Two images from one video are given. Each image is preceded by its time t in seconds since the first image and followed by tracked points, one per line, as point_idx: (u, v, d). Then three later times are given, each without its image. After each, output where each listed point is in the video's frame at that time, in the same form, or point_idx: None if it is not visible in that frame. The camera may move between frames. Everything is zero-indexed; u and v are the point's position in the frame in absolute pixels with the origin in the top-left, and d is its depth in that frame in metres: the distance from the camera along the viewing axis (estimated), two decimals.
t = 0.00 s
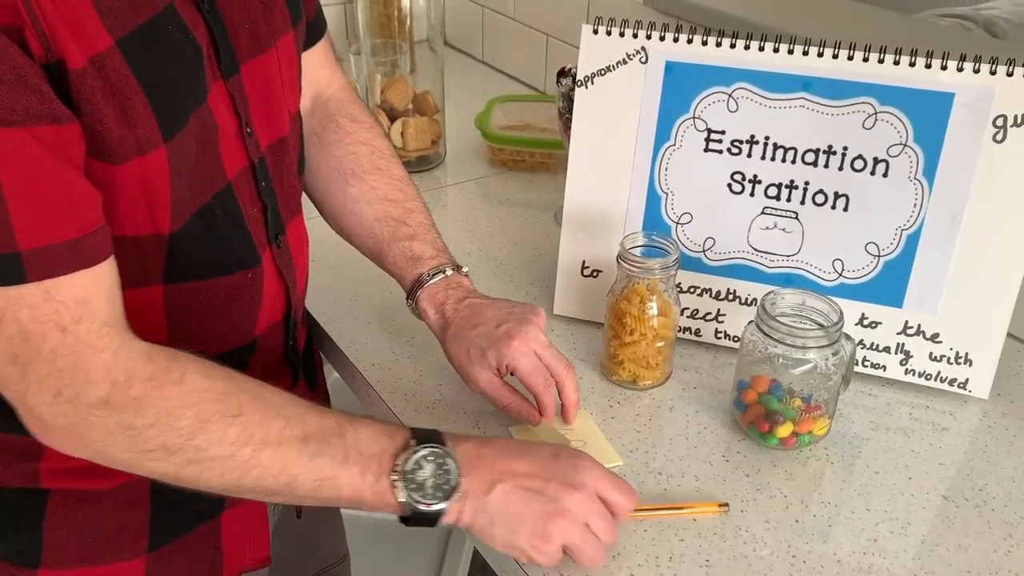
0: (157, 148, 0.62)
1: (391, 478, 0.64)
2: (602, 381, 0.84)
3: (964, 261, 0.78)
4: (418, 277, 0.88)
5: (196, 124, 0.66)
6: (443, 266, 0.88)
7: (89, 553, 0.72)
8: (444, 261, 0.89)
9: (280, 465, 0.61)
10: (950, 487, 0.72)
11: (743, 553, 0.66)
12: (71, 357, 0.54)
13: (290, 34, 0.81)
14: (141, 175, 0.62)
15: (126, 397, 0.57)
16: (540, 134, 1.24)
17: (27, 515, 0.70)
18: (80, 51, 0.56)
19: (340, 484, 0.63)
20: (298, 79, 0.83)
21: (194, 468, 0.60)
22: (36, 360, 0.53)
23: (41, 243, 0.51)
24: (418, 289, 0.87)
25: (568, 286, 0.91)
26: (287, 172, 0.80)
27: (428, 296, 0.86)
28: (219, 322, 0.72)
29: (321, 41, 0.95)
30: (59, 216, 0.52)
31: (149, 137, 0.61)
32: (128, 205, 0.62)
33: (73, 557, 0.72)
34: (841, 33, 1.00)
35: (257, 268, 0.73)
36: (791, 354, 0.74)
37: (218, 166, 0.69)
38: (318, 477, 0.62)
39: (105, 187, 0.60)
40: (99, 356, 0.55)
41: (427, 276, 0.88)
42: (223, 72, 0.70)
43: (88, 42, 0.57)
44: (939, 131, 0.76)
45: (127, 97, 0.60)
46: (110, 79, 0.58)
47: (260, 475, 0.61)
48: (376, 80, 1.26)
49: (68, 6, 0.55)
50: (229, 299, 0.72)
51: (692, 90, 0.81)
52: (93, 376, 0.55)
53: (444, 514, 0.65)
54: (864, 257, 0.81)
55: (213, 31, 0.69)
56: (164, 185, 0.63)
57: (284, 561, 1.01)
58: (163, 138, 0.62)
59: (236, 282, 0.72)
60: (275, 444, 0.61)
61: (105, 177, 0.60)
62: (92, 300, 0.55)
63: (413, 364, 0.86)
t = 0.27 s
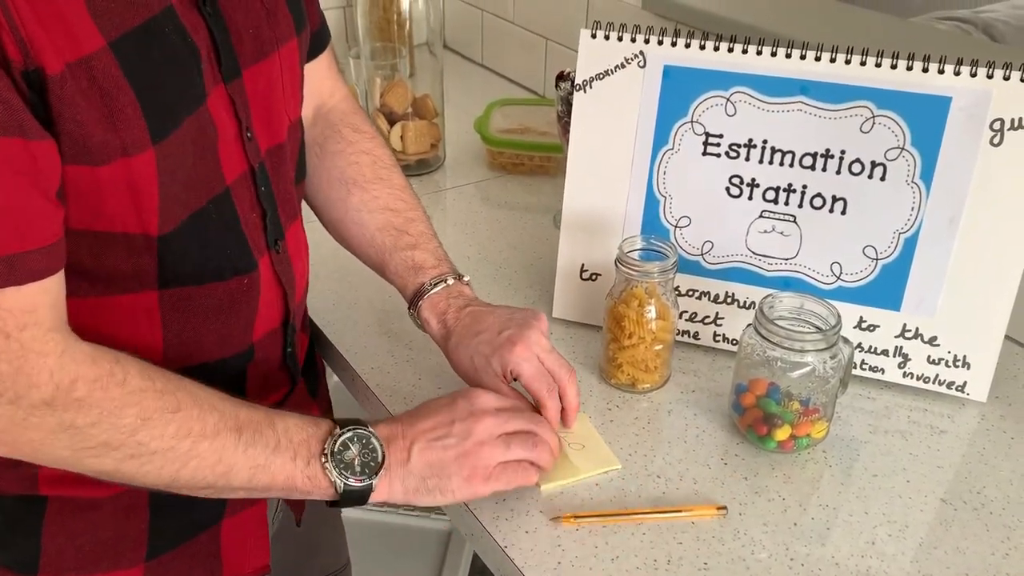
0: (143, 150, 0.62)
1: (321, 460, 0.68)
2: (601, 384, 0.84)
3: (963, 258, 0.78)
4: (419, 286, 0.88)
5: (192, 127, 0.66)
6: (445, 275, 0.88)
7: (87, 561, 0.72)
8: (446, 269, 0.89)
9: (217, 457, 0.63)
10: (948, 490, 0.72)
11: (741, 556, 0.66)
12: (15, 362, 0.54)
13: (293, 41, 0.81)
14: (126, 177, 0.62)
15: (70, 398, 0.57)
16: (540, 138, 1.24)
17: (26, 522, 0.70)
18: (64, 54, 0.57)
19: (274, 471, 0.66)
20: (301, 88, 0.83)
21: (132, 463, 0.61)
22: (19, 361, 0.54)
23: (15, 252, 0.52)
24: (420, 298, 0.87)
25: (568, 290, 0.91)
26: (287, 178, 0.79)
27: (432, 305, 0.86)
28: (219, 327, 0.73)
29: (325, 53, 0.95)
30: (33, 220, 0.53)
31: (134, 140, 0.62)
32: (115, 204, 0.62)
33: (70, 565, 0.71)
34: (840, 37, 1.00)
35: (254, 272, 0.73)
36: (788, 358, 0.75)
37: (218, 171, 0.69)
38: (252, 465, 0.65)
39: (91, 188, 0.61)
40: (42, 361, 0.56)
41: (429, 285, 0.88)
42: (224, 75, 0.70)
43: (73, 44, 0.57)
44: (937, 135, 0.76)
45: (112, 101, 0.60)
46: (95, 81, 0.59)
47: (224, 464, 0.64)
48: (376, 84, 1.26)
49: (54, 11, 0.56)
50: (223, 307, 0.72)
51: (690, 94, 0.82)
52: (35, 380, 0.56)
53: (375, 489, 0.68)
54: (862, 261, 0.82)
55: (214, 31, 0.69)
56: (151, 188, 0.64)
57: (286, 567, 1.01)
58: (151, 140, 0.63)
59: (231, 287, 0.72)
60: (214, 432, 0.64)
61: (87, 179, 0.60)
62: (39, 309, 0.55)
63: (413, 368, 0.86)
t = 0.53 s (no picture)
0: (139, 151, 0.62)
1: (320, 460, 0.69)
2: (601, 388, 0.84)
3: (962, 261, 0.78)
4: (428, 286, 0.88)
5: (192, 129, 0.67)
6: (452, 276, 0.89)
7: (90, 563, 0.72)
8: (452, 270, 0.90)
9: (227, 453, 0.64)
10: (947, 494, 0.72)
11: (740, 559, 0.66)
12: (35, 356, 0.54)
13: (295, 45, 0.81)
14: (126, 177, 0.62)
15: (87, 395, 0.58)
16: (540, 141, 1.25)
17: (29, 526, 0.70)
18: (60, 52, 0.57)
19: (279, 469, 0.66)
20: (303, 91, 0.83)
21: (149, 461, 0.61)
22: (39, 355, 0.55)
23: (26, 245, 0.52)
24: (428, 299, 0.87)
25: (568, 293, 0.91)
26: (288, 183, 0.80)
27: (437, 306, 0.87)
28: (219, 330, 0.73)
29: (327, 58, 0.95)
30: (37, 216, 0.53)
31: (131, 140, 0.62)
32: (115, 205, 0.62)
33: (73, 566, 0.72)
34: (840, 41, 1.00)
35: (254, 275, 0.74)
36: (787, 362, 0.75)
37: (218, 174, 0.70)
38: (259, 462, 0.65)
39: (90, 188, 0.61)
40: (60, 356, 0.56)
41: (437, 285, 0.88)
42: (225, 79, 0.70)
43: (69, 42, 0.57)
44: (935, 140, 0.77)
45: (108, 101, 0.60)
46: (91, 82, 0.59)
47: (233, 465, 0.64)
48: (377, 88, 1.28)
49: (52, 9, 0.56)
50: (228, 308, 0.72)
51: (690, 98, 0.82)
52: (55, 374, 0.56)
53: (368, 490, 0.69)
54: (861, 265, 0.82)
55: (214, 33, 0.69)
56: (151, 188, 0.64)
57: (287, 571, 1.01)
58: (147, 141, 0.63)
59: (231, 289, 0.72)
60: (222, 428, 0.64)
61: (88, 181, 0.60)
62: (52, 305, 0.55)
63: (413, 372, 0.86)
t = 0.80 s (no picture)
0: (139, 138, 0.62)
1: (317, 455, 0.68)
2: (601, 389, 0.84)
3: (962, 261, 0.78)
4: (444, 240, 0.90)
5: (194, 120, 0.66)
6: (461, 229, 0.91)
7: (92, 563, 0.72)
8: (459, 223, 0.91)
9: (227, 445, 0.63)
10: (947, 494, 0.72)
11: (740, 560, 0.66)
12: (34, 343, 0.54)
13: (290, 40, 0.81)
14: (128, 167, 0.62)
15: (86, 383, 0.57)
16: (540, 142, 1.24)
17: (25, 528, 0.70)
18: (61, 37, 0.57)
19: (278, 461, 0.66)
20: (298, 84, 0.83)
21: (149, 453, 0.60)
22: (39, 342, 0.54)
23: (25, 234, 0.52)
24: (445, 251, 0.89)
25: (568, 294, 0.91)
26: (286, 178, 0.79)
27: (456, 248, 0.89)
28: (218, 328, 0.73)
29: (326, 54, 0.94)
30: (36, 206, 0.53)
31: (131, 130, 0.62)
32: (116, 195, 0.62)
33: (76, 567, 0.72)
34: (839, 42, 1.00)
35: (254, 270, 0.73)
36: (787, 362, 0.75)
37: (218, 168, 0.69)
38: (259, 455, 0.65)
39: (92, 179, 0.60)
40: (60, 343, 0.56)
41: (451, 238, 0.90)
42: (222, 74, 0.70)
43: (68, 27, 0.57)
44: (935, 140, 0.76)
45: (110, 89, 0.60)
46: (93, 69, 0.59)
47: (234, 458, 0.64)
48: (377, 88, 1.29)
49: None
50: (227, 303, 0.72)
51: (689, 98, 0.82)
52: (55, 361, 0.55)
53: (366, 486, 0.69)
54: (861, 265, 0.82)
55: (211, 27, 0.69)
56: (153, 179, 0.64)
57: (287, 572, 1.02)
58: (147, 129, 0.63)
59: (232, 286, 0.72)
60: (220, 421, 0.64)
61: (90, 170, 0.60)
62: (53, 292, 0.55)
63: (412, 372, 0.86)
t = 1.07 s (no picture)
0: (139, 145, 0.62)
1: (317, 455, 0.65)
2: (600, 387, 0.84)
3: (963, 259, 0.78)
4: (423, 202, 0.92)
5: (184, 123, 0.66)
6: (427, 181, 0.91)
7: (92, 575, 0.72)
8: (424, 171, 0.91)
9: (217, 456, 0.61)
10: (948, 493, 0.72)
11: (740, 559, 0.66)
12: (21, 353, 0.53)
13: (271, 39, 0.81)
14: (120, 173, 0.61)
15: (66, 407, 0.56)
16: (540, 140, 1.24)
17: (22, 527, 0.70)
18: (58, 49, 0.56)
19: (271, 469, 0.63)
20: (280, 78, 0.83)
21: (135, 470, 0.59)
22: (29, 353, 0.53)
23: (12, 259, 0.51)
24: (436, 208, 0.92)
25: (568, 292, 0.91)
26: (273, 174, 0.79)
27: (439, 191, 0.91)
28: (211, 330, 0.72)
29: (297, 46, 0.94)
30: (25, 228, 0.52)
31: (127, 137, 0.61)
32: (112, 205, 0.62)
33: None
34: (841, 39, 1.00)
35: (245, 269, 0.73)
36: (788, 360, 0.74)
37: (208, 168, 0.69)
38: (248, 466, 0.62)
39: (86, 187, 0.60)
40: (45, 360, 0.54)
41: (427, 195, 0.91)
42: (209, 73, 0.70)
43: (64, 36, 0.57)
44: (937, 137, 0.76)
45: (104, 96, 0.60)
46: (88, 80, 0.59)
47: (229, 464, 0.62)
48: (376, 86, 1.28)
49: (50, 9, 0.56)
50: (217, 302, 0.71)
51: (690, 95, 0.81)
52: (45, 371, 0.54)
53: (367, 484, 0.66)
54: (862, 263, 0.81)
55: (197, 25, 0.69)
56: (147, 184, 0.63)
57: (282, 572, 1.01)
58: (145, 137, 0.63)
59: (224, 287, 0.71)
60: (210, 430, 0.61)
61: (85, 178, 0.59)
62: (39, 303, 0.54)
63: (410, 370, 0.86)
